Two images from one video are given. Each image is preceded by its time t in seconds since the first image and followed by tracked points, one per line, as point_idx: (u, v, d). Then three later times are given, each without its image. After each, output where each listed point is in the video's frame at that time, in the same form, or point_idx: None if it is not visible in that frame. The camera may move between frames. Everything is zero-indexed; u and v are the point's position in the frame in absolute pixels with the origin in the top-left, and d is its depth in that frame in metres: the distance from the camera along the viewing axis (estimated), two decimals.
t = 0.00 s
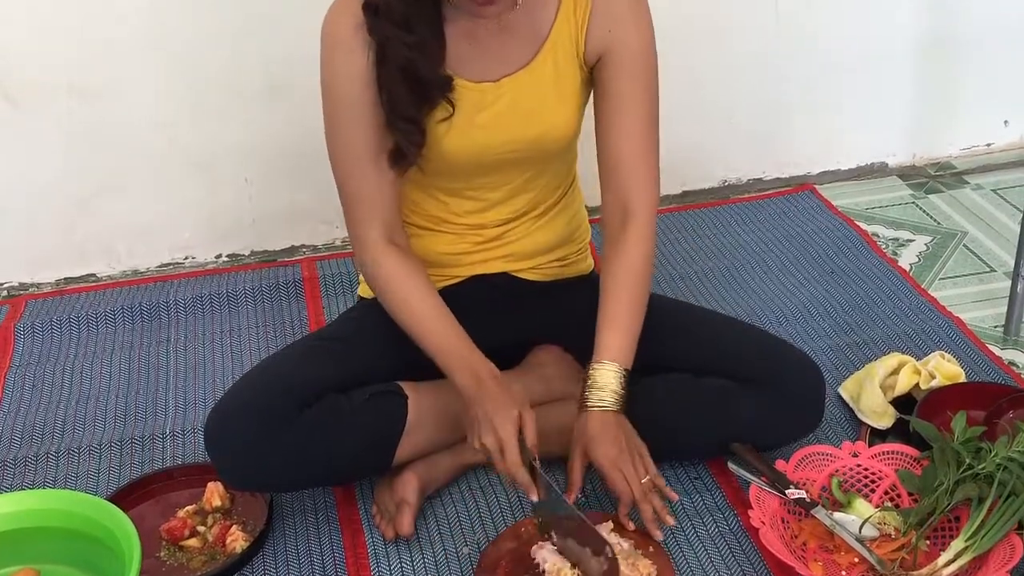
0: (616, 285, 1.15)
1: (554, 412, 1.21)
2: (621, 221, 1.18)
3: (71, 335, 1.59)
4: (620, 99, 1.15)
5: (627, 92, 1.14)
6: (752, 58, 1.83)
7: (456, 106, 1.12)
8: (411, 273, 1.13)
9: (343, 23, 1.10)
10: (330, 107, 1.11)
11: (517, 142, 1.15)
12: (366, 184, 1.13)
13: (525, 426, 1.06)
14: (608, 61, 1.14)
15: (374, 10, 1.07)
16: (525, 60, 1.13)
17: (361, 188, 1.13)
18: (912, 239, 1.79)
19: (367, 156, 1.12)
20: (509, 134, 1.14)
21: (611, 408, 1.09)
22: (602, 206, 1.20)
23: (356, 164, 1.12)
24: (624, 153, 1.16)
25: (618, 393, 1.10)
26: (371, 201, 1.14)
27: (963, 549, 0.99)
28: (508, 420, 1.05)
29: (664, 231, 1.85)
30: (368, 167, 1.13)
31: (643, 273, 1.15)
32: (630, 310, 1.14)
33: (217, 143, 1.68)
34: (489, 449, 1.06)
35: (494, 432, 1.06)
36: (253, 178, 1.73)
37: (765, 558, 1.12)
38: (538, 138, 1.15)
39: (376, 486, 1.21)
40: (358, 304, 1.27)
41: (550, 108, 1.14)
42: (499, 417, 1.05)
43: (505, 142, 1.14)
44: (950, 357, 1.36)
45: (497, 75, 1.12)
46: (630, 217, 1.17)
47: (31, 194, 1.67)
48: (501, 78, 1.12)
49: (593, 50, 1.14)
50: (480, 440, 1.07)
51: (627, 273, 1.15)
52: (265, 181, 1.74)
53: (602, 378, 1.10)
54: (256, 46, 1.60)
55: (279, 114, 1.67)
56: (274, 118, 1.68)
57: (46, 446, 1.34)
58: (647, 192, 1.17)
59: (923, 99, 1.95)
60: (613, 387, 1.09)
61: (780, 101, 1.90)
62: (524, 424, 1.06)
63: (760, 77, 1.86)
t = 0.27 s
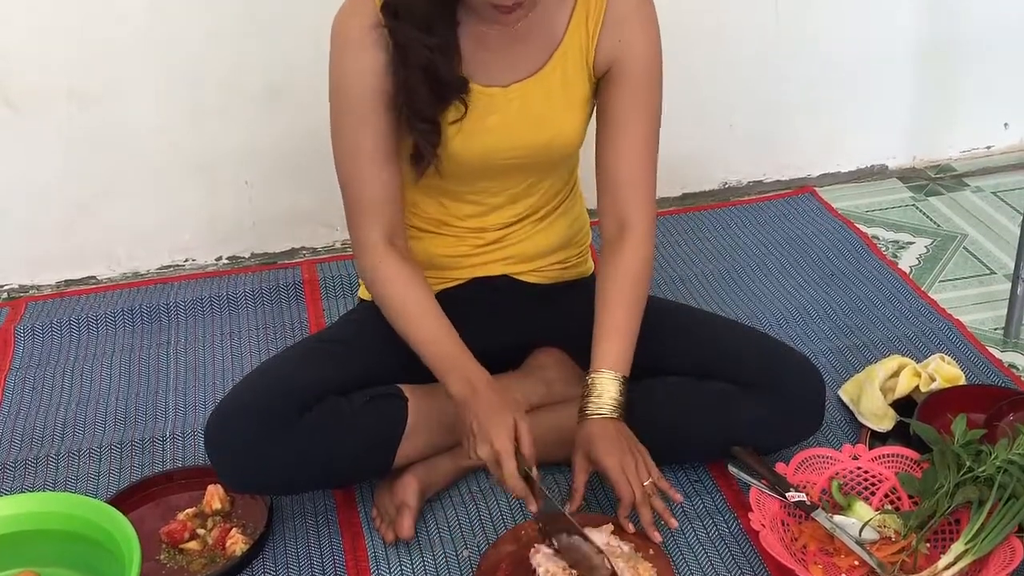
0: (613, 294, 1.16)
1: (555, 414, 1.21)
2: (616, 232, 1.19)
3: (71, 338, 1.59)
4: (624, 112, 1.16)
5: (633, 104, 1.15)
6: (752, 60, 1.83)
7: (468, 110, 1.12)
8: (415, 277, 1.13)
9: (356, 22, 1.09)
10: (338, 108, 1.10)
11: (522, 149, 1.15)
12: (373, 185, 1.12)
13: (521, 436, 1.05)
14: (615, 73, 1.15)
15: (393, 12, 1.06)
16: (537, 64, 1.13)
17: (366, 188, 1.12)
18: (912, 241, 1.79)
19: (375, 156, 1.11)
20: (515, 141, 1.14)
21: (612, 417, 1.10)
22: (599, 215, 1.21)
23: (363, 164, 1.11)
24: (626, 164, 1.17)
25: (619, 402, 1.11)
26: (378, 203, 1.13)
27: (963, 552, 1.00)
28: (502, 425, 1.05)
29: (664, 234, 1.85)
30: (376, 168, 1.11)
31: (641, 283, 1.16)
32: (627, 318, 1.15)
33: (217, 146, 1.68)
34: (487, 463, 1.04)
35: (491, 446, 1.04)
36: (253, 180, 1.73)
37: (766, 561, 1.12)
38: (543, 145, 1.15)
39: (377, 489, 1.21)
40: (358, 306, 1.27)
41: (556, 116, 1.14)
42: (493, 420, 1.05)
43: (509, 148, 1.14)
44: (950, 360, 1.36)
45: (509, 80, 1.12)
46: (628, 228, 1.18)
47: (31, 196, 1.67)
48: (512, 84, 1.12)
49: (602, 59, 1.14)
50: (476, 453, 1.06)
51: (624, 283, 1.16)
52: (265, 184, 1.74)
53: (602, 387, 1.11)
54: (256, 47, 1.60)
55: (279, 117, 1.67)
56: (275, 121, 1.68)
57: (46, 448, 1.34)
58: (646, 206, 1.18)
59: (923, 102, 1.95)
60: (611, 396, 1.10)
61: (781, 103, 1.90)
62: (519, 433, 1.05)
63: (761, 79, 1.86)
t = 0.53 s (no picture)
0: (614, 300, 1.16)
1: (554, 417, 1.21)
2: (617, 238, 1.19)
3: (70, 340, 1.59)
4: (627, 118, 1.16)
5: (636, 111, 1.16)
6: (751, 62, 1.83)
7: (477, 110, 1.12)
8: (420, 280, 1.12)
9: (364, 23, 1.07)
10: (344, 110, 1.09)
11: (525, 153, 1.15)
12: (378, 189, 1.11)
13: (524, 434, 1.06)
14: (619, 80, 1.15)
15: (405, 13, 1.05)
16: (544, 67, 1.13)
17: (372, 191, 1.11)
18: (912, 244, 1.79)
19: (383, 159, 1.10)
20: (519, 145, 1.14)
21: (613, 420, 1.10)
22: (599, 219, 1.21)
23: (371, 167, 1.10)
24: (628, 171, 1.17)
25: (620, 405, 1.11)
26: (384, 206, 1.12)
27: (963, 555, 1.00)
28: (507, 425, 1.05)
29: (663, 237, 1.85)
30: (383, 172, 1.10)
31: (642, 288, 1.17)
32: (626, 322, 1.15)
33: (217, 148, 1.68)
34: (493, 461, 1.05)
35: (496, 444, 1.05)
36: (253, 183, 1.73)
37: (766, 564, 1.12)
38: (546, 149, 1.16)
39: (376, 491, 1.21)
40: (358, 309, 1.27)
41: (560, 120, 1.14)
42: (499, 424, 1.05)
43: (512, 153, 1.15)
44: (949, 362, 1.36)
45: (516, 84, 1.12)
46: (629, 234, 1.18)
47: (31, 199, 1.67)
48: (518, 88, 1.12)
49: (608, 65, 1.15)
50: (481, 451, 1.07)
51: (625, 288, 1.16)
52: (265, 187, 1.74)
53: (602, 390, 1.11)
54: (255, 49, 1.61)
55: (279, 119, 1.68)
56: (275, 123, 1.68)
57: (45, 451, 1.34)
58: (647, 212, 1.18)
59: (923, 105, 1.95)
60: (612, 398, 1.11)
61: (780, 106, 1.90)
62: (524, 434, 1.06)
63: (760, 82, 1.86)
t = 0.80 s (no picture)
0: (614, 302, 1.16)
1: (554, 419, 1.21)
2: (616, 240, 1.19)
3: (71, 343, 1.59)
4: (630, 121, 1.16)
5: (637, 114, 1.16)
6: (751, 65, 1.83)
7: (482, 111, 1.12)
8: (422, 283, 1.12)
9: (368, 25, 1.07)
10: (347, 112, 1.09)
11: (527, 156, 1.15)
12: (380, 190, 1.11)
13: (523, 425, 1.06)
14: (622, 84, 1.15)
15: (414, 14, 1.04)
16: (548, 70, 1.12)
17: (375, 192, 1.11)
18: (911, 246, 1.79)
19: (387, 161, 1.10)
20: (521, 148, 1.14)
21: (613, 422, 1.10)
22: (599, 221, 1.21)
23: (374, 169, 1.10)
24: (630, 174, 1.17)
25: (620, 407, 1.11)
26: (385, 208, 1.12)
27: (963, 557, 0.99)
28: (506, 419, 1.05)
29: (663, 239, 1.85)
30: (384, 174, 1.10)
31: (642, 291, 1.17)
32: (627, 325, 1.15)
33: (217, 150, 1.68)
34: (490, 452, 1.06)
35: (491, 435, 1.06)
36: (253, 185, 1.73)
37: (765, 566, 1.12)
38: (548, 152, 1.16)
39: (377, 493, 1.21)
40: (359, 311, 1.26)
41: (562, 124, 1.15)
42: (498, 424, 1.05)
43: (514, 155, 1.15)
44: (950, 365, 1.36)
45: (519, 87, 1.12)
46: (629, 236, 1.18)
47: (32, 201, 1.67)
48: (520, 90, 1.12)
49: (611, 69, 1.15)
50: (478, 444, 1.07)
51: (626, 290, 1.16)
52: (265, 189, 1.74)
53: (603, 391, 1.11)
54: (256, 52, 1.61)
55: (279, 122, 1.68)
56: (274, 124, 1.68)
57: (45, 453, 1.34)
58: (648, 215, 1.18)
59: (923, 107, 1.96)
60: (614, 399, 1.11)
61: (780, 108, 1.90)
62: (521, 426, 1.06)
63: (760, 84, 1.86)
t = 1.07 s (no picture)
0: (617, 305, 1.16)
1: (554, 422, 1.21)
2: (620, 243, 1.19)
3: (70, 345, 1.59)
4: (631, 124, 1.16)
5: (639, 117, 1.16)
6: (751, 69, 1.84)
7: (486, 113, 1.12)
8: (422, 285, 1.12)
9: (370, 28, 1.07)
10: (348, 115, 1.09)
11: (528, 159, 1.15)
12: (380, 193, 1.11)
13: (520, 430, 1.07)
14: (624, 86, 1.16)
15: (417, 17, 1.04)
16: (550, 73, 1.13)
17: (374, 195, 1.11)
18: (911, 249, 1.79)
19: (386, 163, 1.10)
20: (523, 151, 1.14)
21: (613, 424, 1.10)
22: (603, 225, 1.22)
23: (374, 171, 1.10)
24: (631, 177, 1.18)
25: (620, 409, 1.11)
26: (385, 211, 1.12)
27: (963, 560, 0.99)
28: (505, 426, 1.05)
29: (663, 242, 1.85)
30: (385, 176, 1.10)
31: (644, 294, 1.17)
32: (630, 328, 1.15)
33: (217, 152, 1.68)
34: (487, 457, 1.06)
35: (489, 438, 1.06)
36: (253, 187, 1.73)
37: (765, 568, 1.12)
38: (549, 155, 1.16)
39: (376, 496, 1.21)
40: (359, 314, 1.26)
41: (564, 127, 1.15)
42: (497, 427, 1.06)
43: (517, 158, 1.15)
44: (950, 367, 1.36)
45: (520, 90, 1.12)
46: (632, 239, 1.18)
47: (31, 204, 1.67)
48: (523, 94, 1.12)
49: (612, 72, 1.15)
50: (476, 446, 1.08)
51: (628, 293, 1.16)
52: (266, 191, 1.74)
53: (604, 393, 1.11)
54: (256, 56, 1.61)
55: (279, 125, 1.68)
56: (274, 126, 1.68)
57: (45, 456, 1.34)
58: (651, 218, 1.19)
59: (922, 111, 1.96)
60: (615, 402, 1.11)
61: (780, 111, 1.90)
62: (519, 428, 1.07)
63: (760, 87, 1.86)
